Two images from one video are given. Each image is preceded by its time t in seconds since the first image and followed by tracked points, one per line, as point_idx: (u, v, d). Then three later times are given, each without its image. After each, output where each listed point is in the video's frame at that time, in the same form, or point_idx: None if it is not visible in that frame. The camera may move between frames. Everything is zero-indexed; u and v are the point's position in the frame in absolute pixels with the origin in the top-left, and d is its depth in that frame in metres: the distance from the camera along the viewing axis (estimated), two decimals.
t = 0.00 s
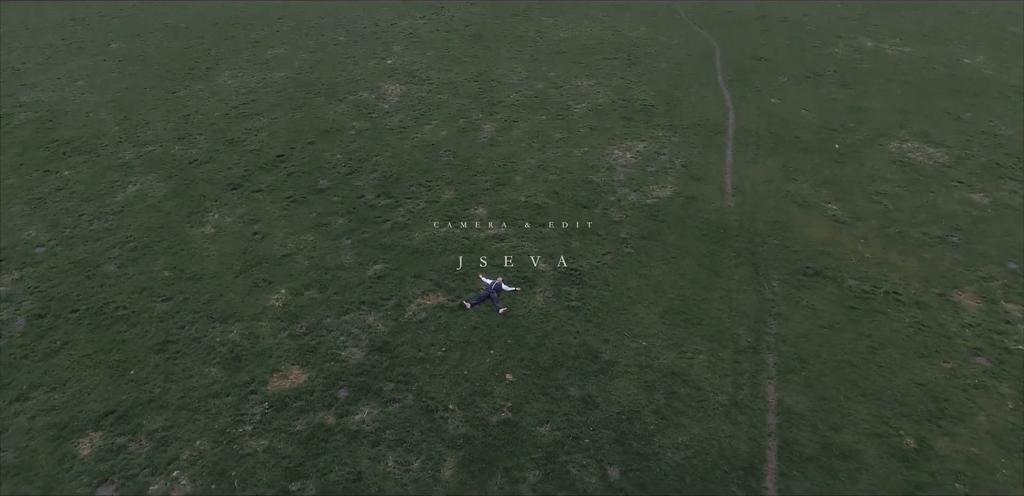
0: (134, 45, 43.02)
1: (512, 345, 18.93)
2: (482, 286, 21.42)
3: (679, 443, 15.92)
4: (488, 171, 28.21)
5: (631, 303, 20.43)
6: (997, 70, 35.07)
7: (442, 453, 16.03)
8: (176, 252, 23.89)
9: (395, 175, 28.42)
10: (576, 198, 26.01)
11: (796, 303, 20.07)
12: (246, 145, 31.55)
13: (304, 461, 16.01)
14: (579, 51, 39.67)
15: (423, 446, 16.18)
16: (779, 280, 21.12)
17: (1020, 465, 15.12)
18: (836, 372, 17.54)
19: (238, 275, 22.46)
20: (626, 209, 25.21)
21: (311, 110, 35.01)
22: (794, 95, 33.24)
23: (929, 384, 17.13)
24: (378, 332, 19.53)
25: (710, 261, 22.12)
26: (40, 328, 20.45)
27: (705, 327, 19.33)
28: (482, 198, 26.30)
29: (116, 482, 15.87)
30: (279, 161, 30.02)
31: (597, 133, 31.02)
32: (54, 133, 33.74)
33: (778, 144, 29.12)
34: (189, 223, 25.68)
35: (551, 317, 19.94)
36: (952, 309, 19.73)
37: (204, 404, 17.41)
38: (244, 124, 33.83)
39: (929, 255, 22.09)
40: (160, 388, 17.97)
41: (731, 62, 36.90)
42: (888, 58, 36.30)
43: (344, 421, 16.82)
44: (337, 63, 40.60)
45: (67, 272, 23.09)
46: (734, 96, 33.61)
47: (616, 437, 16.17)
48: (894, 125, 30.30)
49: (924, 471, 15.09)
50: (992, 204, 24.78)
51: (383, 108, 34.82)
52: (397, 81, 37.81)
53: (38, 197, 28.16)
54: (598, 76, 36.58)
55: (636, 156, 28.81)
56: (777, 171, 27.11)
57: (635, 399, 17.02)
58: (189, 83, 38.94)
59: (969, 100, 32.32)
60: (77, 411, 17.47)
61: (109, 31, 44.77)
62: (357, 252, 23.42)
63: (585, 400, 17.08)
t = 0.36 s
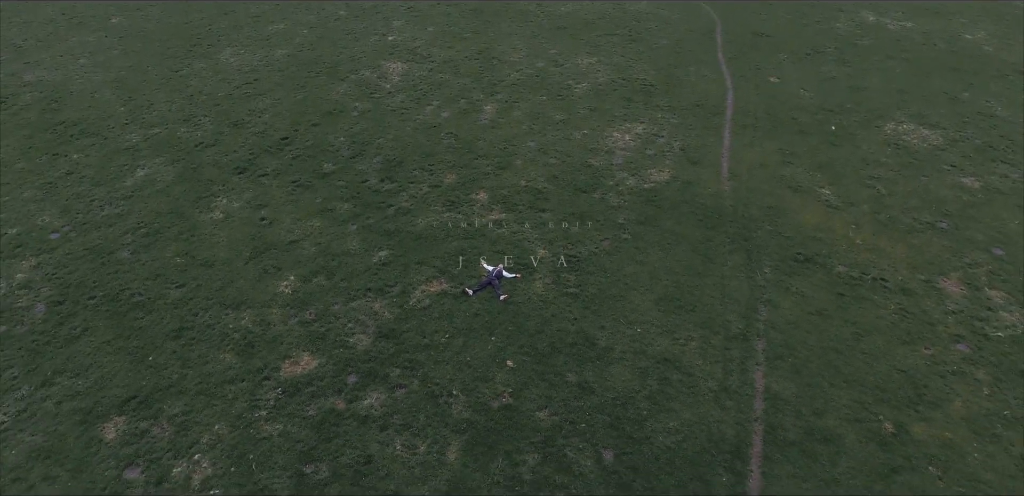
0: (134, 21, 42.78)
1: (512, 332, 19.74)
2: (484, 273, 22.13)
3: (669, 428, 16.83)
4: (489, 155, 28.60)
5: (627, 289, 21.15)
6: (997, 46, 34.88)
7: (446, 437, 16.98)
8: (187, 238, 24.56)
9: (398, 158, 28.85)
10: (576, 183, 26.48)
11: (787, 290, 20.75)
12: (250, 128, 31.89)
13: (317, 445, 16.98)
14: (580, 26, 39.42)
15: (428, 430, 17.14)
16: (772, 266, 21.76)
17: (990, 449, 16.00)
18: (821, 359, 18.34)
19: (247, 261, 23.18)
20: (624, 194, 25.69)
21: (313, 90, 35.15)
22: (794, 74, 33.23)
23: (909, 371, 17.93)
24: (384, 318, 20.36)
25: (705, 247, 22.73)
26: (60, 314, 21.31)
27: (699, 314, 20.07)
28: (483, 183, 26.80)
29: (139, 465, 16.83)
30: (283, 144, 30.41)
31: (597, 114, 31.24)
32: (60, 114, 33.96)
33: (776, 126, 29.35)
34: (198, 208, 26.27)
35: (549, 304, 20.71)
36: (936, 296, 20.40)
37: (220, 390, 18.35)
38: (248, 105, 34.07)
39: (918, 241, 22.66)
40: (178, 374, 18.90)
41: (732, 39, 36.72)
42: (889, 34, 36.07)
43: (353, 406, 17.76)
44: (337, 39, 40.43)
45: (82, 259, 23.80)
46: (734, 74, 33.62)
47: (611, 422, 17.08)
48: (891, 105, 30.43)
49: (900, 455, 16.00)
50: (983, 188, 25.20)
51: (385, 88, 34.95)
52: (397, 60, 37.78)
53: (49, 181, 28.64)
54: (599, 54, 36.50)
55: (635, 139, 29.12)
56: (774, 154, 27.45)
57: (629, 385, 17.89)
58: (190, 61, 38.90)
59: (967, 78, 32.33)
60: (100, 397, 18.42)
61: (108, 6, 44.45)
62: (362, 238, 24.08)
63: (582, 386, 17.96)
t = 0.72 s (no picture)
0: None
1: (512, 318, 20.59)
2: (486, 260, 22.88)
3: (661, 412, 17.82)
4: (491, 139, 29.00)
5: (624, 276, 21.90)
6: (999, 23, 34.68)
7: (451, 420, 18.00)
8: (198, 224, 25.27)
9: (401, 142, 29.29)
10: (575, 168, 26.97)
11: (778, 277, 21.47)
12: (254, 111, 32.22)
13: (329, 428, 18.04)
14: (581, 2, 39.12)
15: (433, 414, 18.16)
16: (764, 253, 22.43)
17: (963, 433, 16.96)
18: (808, 345, 19.19)
19: (257, 248, 23.94)
20: (623, 179, 26.20)
21: (315, 70, 35.27)
22: (794, 53, 33.21)
23: (891, 357, 18.78)
24: (390, 305, 21.21)
25: (701, 233, 23.35)
26: (79, 301, 22.21)
27: (692, 300, 20.85)
28: (484, 168, 27.31)
29: (162, 448, 17.90)
30: (288, 127, 30.81)
31: (597, 96, 31.46)
32: (66, 95, 34.21)
33: (775, 108, 29.57)
34: (207, 194, 26.91)
35: (549, 290, 21.49)
36: (921, 283, 21.10)
37: (236, 375, 19.35)
38: (251, 86, 34.29)
39: (907, 227, 23.24)
40: (195, 360, 19.89)
41: (734, 16, 36.51)
42: (892, 10, 35.81)
43: (362, 391, 18.77)
44: (338, 16, 40.24)
45: (97, 245, 24.58)
46: (735, 54, 33.60)
47: (606, 406, 18.06)
48: (889, 86, 30.56)
49: (878, 438, 16.97)
50: (974, 172, 25.63)
51: (386, 68, 35.07)
52: (398, 38, 37.72)
53: (60, 166, 29.20)
54: (600, 32, 36.39)
55: (635, 122, 29.44)
56: (772, 138, 27.79)
57: (624, 371, 18.82)
58: (192, 39, 38.86)
59: (966, 57, 32.29)
60: (123, 382, 19.45)
61: None
62: (368, 224, 24.76)
63: (579, 371, 18.90)
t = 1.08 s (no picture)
0: None
1: (513, 305, 21.50)
2: (487, 247, 23.67)
3: (653, 397, 18.90)
4: (492, 123, 29.41)
5: (621, 263, 22.71)
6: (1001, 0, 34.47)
7: (455, 404, 19.12)
8: (209, 211, 26.02)
9: (405, 127, 29.73)
10: (575, 154, 27.49)
11: (768, 264, 22.25)
12: (259, 94, 32.57)
13: (341, 411, 19.18)
14: None
15: (438, 398, 19.27)
16: (757, 240, 23.15)
17: (937, 418, 18.00)
18: (794, 332, 20.11)
19: (267, 235, 24.74)
20: (622, 165, 26.74)
21: (317, 51, 35.40)
22: (795, 33, 33.20)
23: (873, 343, 19.71)
24: (396, 292, 22.12)
25: (696, 221, 24.04)
26: (99, 288, 23.16)
27: (686, 288, 21.69)
28: (486, 153, 27.84)
29: (185, 431, 19.07)
30: (292, 112, 31.21)
31: (597, 78, 31.68)
32: (73, 77, 34.49)
33: (773, 91, 29.82)
34: (217, 180, 27.57)
35: (548, 278, 22.34)
36: (906, 270, 21.88)
37: (252, 362, 20.42)
38: (255, 68, 34.51)
39: (896, 214, 23.88)
40: (212, 346, 20.94)
41: None
42: None
43: (371, 376, 19.86)
44: None
45: (113, 233, 25.40)
46: (736, 34, 33.58)
47: (601, 391, 19.13)
48: (886, 68, 30.71)
49: (856, 422, 18.04)
50: (963, 158, 26.10)
51: (389, 49, 35.17)
52: (400, 17, 37.62)
53: (72, 152, 29.78)
54: (602, 10, 36.26)
55: (635, 106, 29.77)
56: (769, 122, 28.16)
57: (619, 358, 19.82)
58: (194, 17, 38.79)
59: (965, 37, 32.29)
60: (145, 368, 20.54)
61: None
62: (373, 211, 25.48)
63: (576, 358, 19.90)
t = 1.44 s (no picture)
0: None
1: (513, 293, 22.40)
2: (489, 236, 24.44)
3: (645, 383, 19.95)
4: (494, 109, 29.80)
5: (617, 251, 23.48)
6: None
7: (458, 389, 20.22)
8: (218, 199, 26.77)
9: (407, 113, 30.16)
10: (574, 140, 27.96)
11: (760, 253, 22.99)
12: (263, 78, 32.91)
13: (351, 396, 20.32)
14: None
15: (442, 383, 20.36)
16: (750, 228, 23.83)
17: (914, 403, 19.02)
18: (782, 320, 21.00)
19: (276, 223, 25.54)
20: (620, 152, 27.23)
21: (319, 33, 35.50)
22: (796, 13, 33.11)
23: (857, 331, 20.60)
24: (401, 281, 23.03)
25: (692, 208, 24.68)
26: (116, 276, 24.14)
27: (679, 276, 22.50)
28: (487, 140, 28.34)
29: (203, 416, 20.26)
30: (296, 97, 31.60)
31: (597, 62, 31.85)
32: (79, 61, 34.77)
33: (771, 74, 30.01)
34: (225, 168, 28.22)
35: (547, 266, 23.16)
36: (893, 258, 22.60)
37: (265, 349, 21.51)
38: (258, 51, 34.72)
39: (887, 202, 24.45)
40: (227, 333, 22.01)
41: None
42: None
43: (379, 363, 20.94)
44: None
45: (127, 221, 26.23)
46: (737, 14, 33.50)
47: (596, 377, 20.17)
48: (885, 50, 30.76)
49: (837, 407, 19.08)
50: (956, 144, 26.48)
51: (390, 30, 35.25)
52: None
53: (82, 138, 30.38)
54: None
55: (635, 90, 30.04)
56: (767, 107, 28.46)
57: (614, 345, 20.80)
58: None
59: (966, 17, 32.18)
60: (164, 354, 21.67)
61: None
62: (378, 199, 26.19)
63: (573, 345, 20.90)
